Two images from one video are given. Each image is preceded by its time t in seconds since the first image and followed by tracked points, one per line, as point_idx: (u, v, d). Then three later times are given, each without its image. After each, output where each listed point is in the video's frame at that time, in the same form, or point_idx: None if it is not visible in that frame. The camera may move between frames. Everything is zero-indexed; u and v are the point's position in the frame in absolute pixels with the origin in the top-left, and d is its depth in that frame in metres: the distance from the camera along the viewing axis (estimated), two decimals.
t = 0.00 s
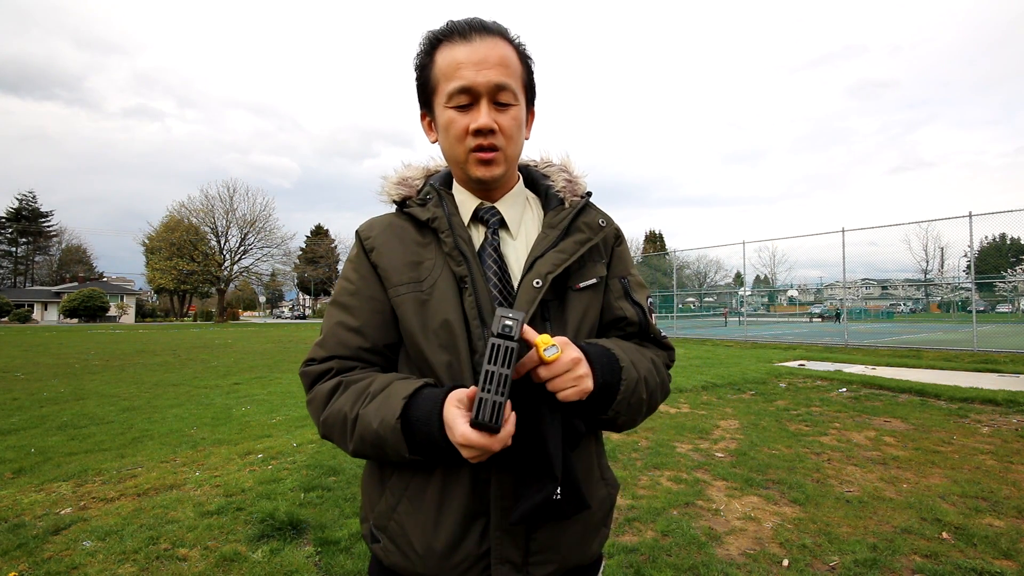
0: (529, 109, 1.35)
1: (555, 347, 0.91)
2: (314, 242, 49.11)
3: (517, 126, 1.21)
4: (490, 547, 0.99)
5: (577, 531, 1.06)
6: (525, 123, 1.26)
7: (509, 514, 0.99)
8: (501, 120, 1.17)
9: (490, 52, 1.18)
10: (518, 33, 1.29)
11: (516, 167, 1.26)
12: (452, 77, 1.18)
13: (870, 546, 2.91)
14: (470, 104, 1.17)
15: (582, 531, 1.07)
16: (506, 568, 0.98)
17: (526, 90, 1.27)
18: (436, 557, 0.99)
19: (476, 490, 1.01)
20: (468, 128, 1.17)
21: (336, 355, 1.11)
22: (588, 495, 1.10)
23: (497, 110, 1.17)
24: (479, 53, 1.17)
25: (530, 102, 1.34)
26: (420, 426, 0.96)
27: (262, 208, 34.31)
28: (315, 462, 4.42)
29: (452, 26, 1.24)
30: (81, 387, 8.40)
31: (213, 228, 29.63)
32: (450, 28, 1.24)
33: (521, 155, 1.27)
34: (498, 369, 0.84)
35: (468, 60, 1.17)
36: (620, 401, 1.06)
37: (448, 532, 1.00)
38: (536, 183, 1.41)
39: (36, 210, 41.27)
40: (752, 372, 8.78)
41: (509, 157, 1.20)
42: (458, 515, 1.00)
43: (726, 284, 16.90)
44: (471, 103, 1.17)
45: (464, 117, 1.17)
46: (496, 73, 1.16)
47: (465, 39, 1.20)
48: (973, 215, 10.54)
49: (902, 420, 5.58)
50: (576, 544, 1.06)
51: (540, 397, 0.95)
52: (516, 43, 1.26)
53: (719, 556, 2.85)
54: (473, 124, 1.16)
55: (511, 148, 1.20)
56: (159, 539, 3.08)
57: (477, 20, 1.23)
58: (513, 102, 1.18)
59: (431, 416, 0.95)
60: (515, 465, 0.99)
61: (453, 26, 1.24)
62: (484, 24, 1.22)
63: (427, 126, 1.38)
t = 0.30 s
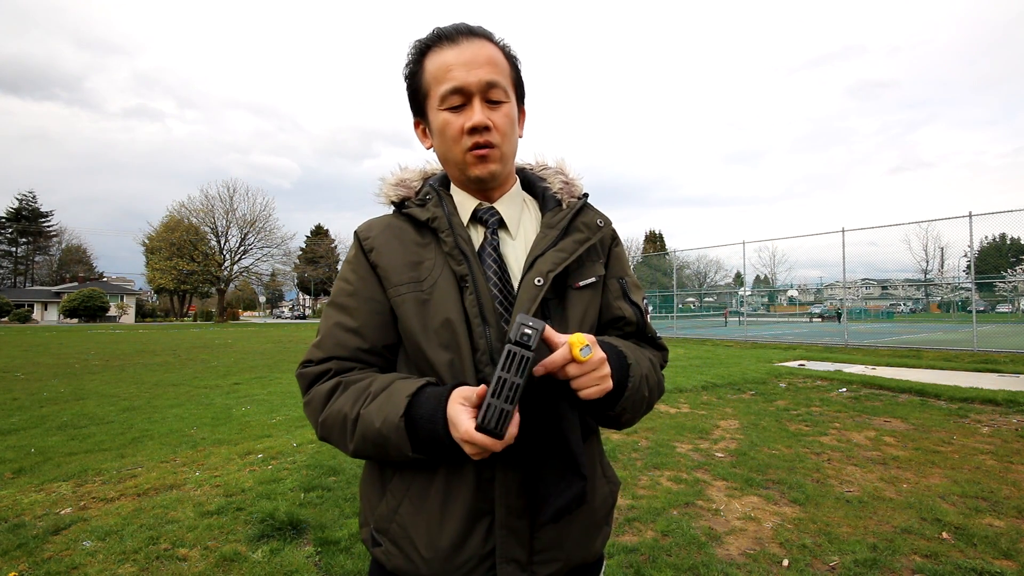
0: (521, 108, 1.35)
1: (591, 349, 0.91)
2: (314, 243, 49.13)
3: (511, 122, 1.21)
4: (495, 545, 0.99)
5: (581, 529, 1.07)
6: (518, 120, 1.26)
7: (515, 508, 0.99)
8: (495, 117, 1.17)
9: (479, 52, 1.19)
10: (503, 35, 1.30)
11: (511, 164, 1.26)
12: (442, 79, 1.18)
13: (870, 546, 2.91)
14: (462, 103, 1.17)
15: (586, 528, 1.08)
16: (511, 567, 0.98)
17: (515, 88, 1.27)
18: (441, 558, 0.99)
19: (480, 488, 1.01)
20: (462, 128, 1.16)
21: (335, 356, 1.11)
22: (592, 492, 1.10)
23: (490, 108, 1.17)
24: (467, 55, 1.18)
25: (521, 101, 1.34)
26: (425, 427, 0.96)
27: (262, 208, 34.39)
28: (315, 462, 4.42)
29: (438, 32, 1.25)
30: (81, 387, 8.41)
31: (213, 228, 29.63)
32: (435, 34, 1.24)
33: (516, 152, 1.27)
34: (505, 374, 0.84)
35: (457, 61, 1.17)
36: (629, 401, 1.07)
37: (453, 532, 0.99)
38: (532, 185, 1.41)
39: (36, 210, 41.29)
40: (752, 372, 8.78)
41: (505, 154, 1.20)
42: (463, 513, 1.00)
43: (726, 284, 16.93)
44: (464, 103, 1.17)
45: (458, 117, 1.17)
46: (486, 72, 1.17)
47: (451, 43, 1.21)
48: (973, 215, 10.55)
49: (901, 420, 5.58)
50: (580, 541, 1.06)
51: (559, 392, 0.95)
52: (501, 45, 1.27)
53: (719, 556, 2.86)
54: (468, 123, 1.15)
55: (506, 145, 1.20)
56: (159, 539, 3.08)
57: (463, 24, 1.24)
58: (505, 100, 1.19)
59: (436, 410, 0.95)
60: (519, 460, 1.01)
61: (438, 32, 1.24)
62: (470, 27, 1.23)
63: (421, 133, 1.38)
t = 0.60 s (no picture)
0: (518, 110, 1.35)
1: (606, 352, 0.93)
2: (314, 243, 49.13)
3: (507, 121, 1.21)
4: (496, 542, 0.99)
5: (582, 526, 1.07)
6: (514, 120, 1.26)
7: (517, 505, 0.99)
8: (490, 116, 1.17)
9: (475, 53, 1.19)
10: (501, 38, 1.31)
11: (509, 164, 1.26)
12: (438, 80, 1.19)
13: (870, 546, 2.91)
14: (458, 103, 1.17)
15: (588, 527, 1.08)
16: (512, 564, 0.98)
17: (512, 89, 1.27)
18: (441, 554, 0.99)
19: (481, 482, 1.01)
20: (458, 127, 1.17)
21: (335, 356, 1.11)
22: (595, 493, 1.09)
23: (485, 107, 1.18)
24: (463, 55, 1.18)
25: (518, 102, 1.34)
26: (424, 411, 0.97)
27: (262, 208, 34.44)
28: (315, 462, 4.42)
29: (435, 35, 1.25)
30: (81, 387, 8.41)
31: (213, 228, 29.63)
32: (433, 38, 1.25)
33: (513, 152, 1.27)
34: (489, 344, 0.83)
35: (453, 62, 1.18)
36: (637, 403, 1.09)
37: (454, 528, 0.99)
38: (531, 188, 1.40)
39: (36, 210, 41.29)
40: (752, 372, 8.78)
41: (501, 153, 1.20)
42: (464, 507, 1.00)
43: (726, 284, 16.94)
44: (460, 103, 1.18)
45: (453, 116, 1.17)
46: (482, 72, 1.17)
47: (448, 46, 1.22)
48: (973, 215, 10.57)
49: (902, 420, 5.58)
50: (581, 538, 1.06)
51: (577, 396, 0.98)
52: (498, 46, 1.28)
53: (719, 556, 2.86)
54: (463, 122, 1.16)
55: (502, 144, 1.20)
56: (159, 539, 3.08)
57: (460, 27, 1.25)
58: (500, 99, 1.19)
59: (434, 397, 0.96)
60: (522, 454, 1.01)
61: (435, 36, 1.25)
62: (466, 29, 1.24)
63: (421, 136, 1.39)
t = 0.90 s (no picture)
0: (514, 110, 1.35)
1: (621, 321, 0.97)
2: (314, 243, 49.14)
3: (504, 124, 1.20)
4: (498, 539, 0.99)
5: (585, 523, 1.07)
6: (511, 121, 1.26)
7: (520, 502, 1.00)
8: (486, 122, 1.17)
9: (465, 61, 1.19)
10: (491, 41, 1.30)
11: (509, 165, 1.26)
12: (432, 93, 1.19)
13: (870, 546, 2.91)
14: (452, 114, 1.17)
15: (591, 522, 1.08)
16: (515, 561, 0.98)
17: (506, 92, 1.27)
18: (443, 551, 0.99)
19: (484, 480, 1.01)
20: (454, 136, 1.17)
21: (334, 351, 1.12)
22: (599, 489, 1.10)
23: (480, 114, 1.17)
24: (454, 66, 1.18)
25: (513, 103, 1.34)
26: (382, 391, 0.96)
27: (262, 208, 34.49)
28: (315, 462, 4.42)
29: (425, 48, 1.25)
30: (81, 387, 8.41)
31: (213, 228, 29.64)
32: (423, 50, 1.25)
33: (513, 154, 1.27)
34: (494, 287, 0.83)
35: (445, 74, 1.18)
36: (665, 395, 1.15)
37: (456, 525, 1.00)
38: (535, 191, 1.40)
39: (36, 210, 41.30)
40: (752, 372, 8.78)
41: (500, 156, 1.20)
42: (466, 505, 1.00)
43: (726, 284, 16.94)
44: (455, 113, 1.18)
45: (449, 126, 1.17)
46: (474, 80, 1.17)
47: (439, 56, 1.22)
48: (973, 215, 10.56)
49: (902, 420, 5.58)
50: (585, 535, 1.07)
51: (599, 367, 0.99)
52: (489, 50, 1.27)
53: (719, 556, 2.86)
54: (459, 131, 1.16)
55: (500, 147, 1.20)
56: (159, 539, 3.08)
57: (448, 37, 1.24)
58: (495, 104, 1.19)
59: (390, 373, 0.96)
60: (524, 451, 1.01)
61: (425, 48, 1.25)
62: (455, 38, 1.23)
63: (422, 145, 1.39)
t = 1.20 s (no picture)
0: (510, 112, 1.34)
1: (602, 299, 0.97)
2: (314, 243, 49.16)
3: (500, 129, 1.21)
4: (500, 536, 0.99)
5: (587, 519, 1.07)
6: (507, 125, 1.26)
7: (521, 500, 1.00)
8: (483, 128, 1.17)
9: (460, 67, 1.19)
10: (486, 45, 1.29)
11: (505, 169, 1.26)
12: (428, 99, 1.18)
13: (870, 546, 2.91)
14: (449, 120, 1.17)
15: (591, 519, 1.08)
16: (518, 559, 0.98)
17: (501, 96, 1.27)
18: (446, 550, 0.99)
19: (485, 479, 1.01)
20: (451, 142, 1.17)
21: (333, 356, 1.11)
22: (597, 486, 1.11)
23: (476, 119, 1.17)
24: (449, 72, 1.18)
25: (509, 106, 1.34)
26: (380, 398, 0.96)
27: (262, 208, 34.55)
28: (315, 462, 4.42)
29: (420, 53, 1.24)
30: (81, 387, 8.41)
31: (213, 228, 29.63)
32: (418, 55, 1.24)
33: (509, 157, 1.27)
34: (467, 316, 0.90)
35: (440, 79, 1.17)
36: (666, 373, 1.14)
37: (457, 525, 1.00)
38: (531, 192, 1.41)
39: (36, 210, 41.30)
40: (752, 372, 8.78)
41: (497, 160, 1.20)
42: (467, 504, 1.00)
43: (725, 284, 16.96)
44: (451, 119, 1.18)
45: (445, 132, 1.17)
46: (470, 86, 1.17)
47: (434, 63, 1.21)
48: (973, 215, 10.56)
49: (902, 420, 5.58)
50: (587, 530, 1.07)
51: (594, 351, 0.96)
52: (484, 53, 1.27)
53: (719, 556, 2.86)
54: (456, 138, 1.16)
55: (497, 152, 1.20)
56: (159, 539, 3.08)
57: (442, 42, 1.24)
58: (491, 109, 1.19)
59: (388, 385, 0.95)
60: (524, 448, 1.01)
61: (420, 53, 1.24)
62: (449, 44, 1.23)
63: (417, 149, 1.38)
